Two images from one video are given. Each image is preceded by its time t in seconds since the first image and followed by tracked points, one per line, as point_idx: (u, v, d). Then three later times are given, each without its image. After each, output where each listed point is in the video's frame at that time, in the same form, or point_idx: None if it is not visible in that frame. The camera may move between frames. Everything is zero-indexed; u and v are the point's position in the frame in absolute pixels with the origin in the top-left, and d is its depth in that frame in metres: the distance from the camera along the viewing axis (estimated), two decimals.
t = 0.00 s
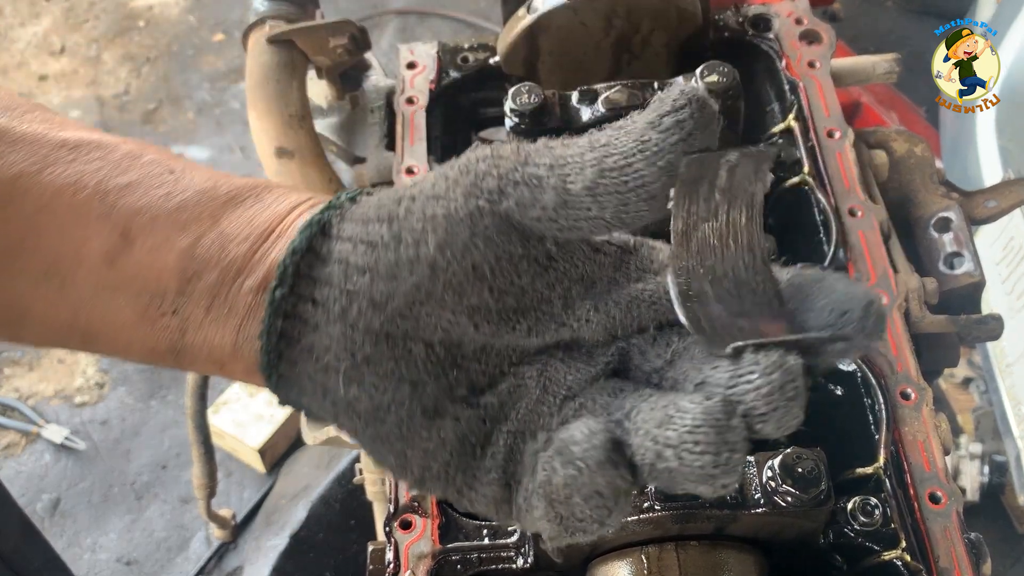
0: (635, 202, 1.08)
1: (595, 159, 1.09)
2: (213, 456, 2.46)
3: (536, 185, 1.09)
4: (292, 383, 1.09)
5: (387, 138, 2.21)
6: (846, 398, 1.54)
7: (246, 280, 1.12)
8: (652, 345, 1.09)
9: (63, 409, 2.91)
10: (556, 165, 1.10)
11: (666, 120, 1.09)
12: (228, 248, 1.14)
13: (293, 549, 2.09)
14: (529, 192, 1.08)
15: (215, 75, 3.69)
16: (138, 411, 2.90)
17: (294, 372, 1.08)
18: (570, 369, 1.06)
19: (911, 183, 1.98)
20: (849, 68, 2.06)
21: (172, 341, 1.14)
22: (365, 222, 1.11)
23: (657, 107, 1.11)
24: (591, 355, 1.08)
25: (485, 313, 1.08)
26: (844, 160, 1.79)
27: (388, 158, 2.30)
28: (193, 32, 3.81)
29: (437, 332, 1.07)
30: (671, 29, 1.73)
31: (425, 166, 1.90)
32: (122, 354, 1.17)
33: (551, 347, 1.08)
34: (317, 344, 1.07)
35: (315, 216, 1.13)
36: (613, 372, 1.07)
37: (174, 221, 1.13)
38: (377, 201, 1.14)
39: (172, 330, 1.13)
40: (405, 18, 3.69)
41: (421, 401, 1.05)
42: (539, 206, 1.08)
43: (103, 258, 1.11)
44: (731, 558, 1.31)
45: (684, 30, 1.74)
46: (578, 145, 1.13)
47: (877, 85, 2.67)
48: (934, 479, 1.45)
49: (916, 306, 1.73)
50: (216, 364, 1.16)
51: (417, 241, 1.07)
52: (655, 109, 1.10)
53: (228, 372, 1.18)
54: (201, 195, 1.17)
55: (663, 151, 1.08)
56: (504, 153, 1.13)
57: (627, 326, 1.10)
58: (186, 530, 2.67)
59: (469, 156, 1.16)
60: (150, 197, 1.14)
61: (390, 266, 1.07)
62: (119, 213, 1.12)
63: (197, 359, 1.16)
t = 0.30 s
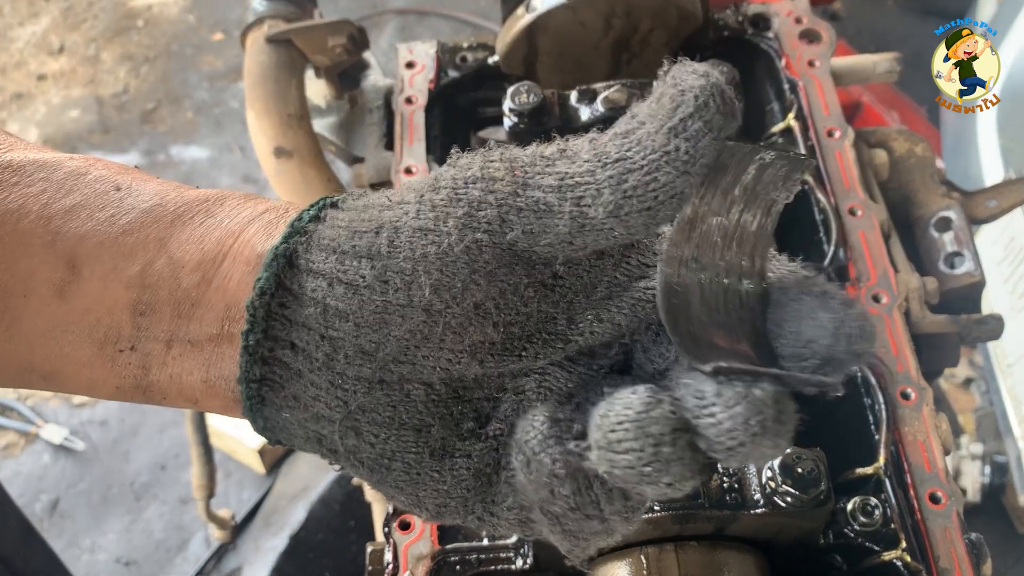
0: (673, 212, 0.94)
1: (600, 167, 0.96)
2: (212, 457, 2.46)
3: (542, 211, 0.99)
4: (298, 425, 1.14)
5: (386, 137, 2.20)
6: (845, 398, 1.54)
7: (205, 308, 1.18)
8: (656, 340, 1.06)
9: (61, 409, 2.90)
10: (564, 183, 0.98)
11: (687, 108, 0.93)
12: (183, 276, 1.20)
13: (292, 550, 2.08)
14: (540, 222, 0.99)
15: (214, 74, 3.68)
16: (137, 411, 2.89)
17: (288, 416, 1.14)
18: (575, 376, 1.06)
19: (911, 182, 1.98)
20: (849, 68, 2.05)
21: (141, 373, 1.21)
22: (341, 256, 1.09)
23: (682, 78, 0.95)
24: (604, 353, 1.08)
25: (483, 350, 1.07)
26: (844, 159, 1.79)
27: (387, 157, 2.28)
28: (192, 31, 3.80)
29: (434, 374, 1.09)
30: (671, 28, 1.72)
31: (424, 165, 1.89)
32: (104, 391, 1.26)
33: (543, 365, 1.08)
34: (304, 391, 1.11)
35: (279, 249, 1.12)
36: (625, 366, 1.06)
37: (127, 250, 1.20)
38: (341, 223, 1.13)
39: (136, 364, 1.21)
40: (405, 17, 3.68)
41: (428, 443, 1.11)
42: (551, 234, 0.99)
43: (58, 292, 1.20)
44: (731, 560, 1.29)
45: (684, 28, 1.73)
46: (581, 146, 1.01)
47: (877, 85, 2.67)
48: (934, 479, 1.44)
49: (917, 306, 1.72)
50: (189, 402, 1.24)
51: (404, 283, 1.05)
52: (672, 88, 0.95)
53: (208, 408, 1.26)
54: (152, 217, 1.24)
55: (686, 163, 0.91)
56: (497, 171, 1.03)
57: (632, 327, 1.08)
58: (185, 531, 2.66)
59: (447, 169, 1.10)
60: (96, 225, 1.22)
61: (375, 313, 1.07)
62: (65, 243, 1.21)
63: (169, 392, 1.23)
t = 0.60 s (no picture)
0: (686, 326, 0.96)
1: (636, 271, 0.97)
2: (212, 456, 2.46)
3: (569, 276, 1.00)
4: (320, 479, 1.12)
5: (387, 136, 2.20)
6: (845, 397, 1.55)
7: (230, 369, 1.18)
8: (724, 421, 1.10)
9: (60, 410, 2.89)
10: (594, 257, 0.99)
11: (731, 243, 0.94)
12: (211, 337, 1.20)
13: (292, 550, 2.08)
14: (563, 285, 1.00)
15: (213, 74, 3.68)
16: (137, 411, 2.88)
17: (308, 472, 1.12)
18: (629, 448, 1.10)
19: (912, 182, 1.99)
20: (850, 68, 2.05)
21: (161, 438, 1.20)
22: (371, 304, 1.10)
23: (710, 229, 0.98)
24: (662, 422, 1.11)
25: (518, 403, 1.09)
26: (846, 159, 1.79)
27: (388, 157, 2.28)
28: (192, 31, 3.80)
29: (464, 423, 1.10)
30: (672, 27, 1.72)
31: (425, 165, 1.89)
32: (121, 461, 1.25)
33: (602, 441, 1.11)
34: (328, 444, 1.10)
35: (310, 301, 1.13)
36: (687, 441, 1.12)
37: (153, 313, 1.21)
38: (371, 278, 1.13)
39: (155, 429, 1.20)
40: (405, 17, 3.68)
41: (456, 496, 1.11)
42: (571, 299, 1.00)
43: (79, 355, 1.21)
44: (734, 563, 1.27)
45: (685, 28, 1.74)
46: (617, 230, 1.03)
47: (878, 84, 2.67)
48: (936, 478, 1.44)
49: (918, 305, 1.72)
50: (204, 470, 1.22)
51: (433, 330, 1.06)
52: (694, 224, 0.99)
53: (222, 476, 1.22)
54: (178, 280, 1.25)
55: (720, 291, 0.93)
56: (533, 227, 1.05)
57: (686, 402, 1.08)
58: (184, 531, 2.65)
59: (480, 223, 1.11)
60: (117, 288, 1.24)
61: (406, 363, 1.07)
62: (85, 309, 1.22)
63: (186, 460, 1.21)
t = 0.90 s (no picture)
0: (586, 377, 0.99)
1: (557, 334, 0.98)
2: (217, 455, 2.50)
3: (495, 307, 1.01)
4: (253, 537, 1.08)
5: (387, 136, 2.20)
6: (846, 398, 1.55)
7: (162, 425, 1.18)
8: (686, 487, 1.14)
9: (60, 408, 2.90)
10: (523, 286, 1.00)
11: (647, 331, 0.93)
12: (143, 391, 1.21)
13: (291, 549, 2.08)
14: (491, 315, 1.02)
15: (213, 74, 3.68)
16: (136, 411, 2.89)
17: (240, 531, 1.08)
18: (588, 514, 1.12)
19: (911, 182, 1.99)
20: (850, 68, 2.05)
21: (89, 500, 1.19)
22: (304, 351, 1.10)
23: (648, 304, 0.96)
24: (620, 486, 1.15)
25: (458, 452, 1.07)
26: (845, 159, 1.78)
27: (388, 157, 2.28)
28: (192, 31, 3.80)
29: (404, 473, 1.08)
30: (671, 27, 1.73)
31: (424, 165, 1.90)
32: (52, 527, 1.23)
33: (557, 508, 1.11)
34: (261, 500, 1.06)
35: (242, 352, 1.12)
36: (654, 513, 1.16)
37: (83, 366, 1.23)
38: (304, 326, 1.13)
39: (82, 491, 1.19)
40: (405, 17, 3.68)
41: (398, 555, 1.07)
42: (498, 331, 1.02)
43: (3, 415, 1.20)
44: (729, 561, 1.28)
45: (684, 28, 1.74)
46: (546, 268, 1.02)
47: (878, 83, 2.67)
48: (935, 479, 1.44)
49: (917, 305, 1.72)
50: (134, 532, 1.21)
51: (366, 371, 1.05)
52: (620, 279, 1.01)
53: (153, 539, 1.22)
54: (107, 334, 1.27)
55: (618, 374, 0.94)
56: (464, 259, 1.06)
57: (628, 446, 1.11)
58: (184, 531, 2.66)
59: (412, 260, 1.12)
60: (44, 343, 1.25)
61: (339, 409, 1.05)
62: (6, 366, 1.22)
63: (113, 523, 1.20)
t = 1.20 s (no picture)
0: (526, 305, 1.03)
1: (489, 263, 1.03)
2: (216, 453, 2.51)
3: (433, 241, 1.05)
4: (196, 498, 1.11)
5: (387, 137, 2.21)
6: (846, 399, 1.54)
7: (89, 403, 1.20)
8: (629, 408, 1.22)
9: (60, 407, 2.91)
10: (459, 223, 1.06)
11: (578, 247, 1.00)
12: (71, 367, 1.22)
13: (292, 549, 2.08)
14: (428, 249, 1.05)
15: (213, 74, 3.68)
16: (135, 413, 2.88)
17: (183, 495, 1.11)
18: (534, 451, 1.21)
19: (911, 182, 1.99)
20: (850, 68, 2.05)
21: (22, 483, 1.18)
22: (238, 306, 1.14)
23: (574, 228, 1.04)
24: (563, 422, 1.23)
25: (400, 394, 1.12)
26: (845, 159, 1.77)
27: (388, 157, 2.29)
28: (192, 31, 3.80)
29: (349, 420, 1.13)
30: (671, 26, 1.72)
31: (425, 165, 1.89)
32: None
33: (510, 453, 1.20)
34: (204, 459, 1.10)
35: (171, 317, 1.15)
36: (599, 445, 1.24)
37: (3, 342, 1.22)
38: (228, 288, 1.18)
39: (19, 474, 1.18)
40: (405, 17, 3.68)
41: (347, 500, 1.13)
42: (435, 265, 1.05)
43: None
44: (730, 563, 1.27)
45: (684, 28, 1.74)
46: (475, 210, 1.08)
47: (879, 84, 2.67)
48: (936, 479, 1.44)
49: (918, 306, 1.72)
50: (68, 517, 1.22)
51: (302, 314, 1.08)
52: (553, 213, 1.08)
53: (87, 521, 1.23)
54: (22, 317, 1.27)
55: (564, 286, 0.99)
56: (398, 204, 1.09)
57: (562, 374, 1.16)
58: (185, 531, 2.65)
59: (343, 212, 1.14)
60: None
61: (275, 355, 1.09)
62: None
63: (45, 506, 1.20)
